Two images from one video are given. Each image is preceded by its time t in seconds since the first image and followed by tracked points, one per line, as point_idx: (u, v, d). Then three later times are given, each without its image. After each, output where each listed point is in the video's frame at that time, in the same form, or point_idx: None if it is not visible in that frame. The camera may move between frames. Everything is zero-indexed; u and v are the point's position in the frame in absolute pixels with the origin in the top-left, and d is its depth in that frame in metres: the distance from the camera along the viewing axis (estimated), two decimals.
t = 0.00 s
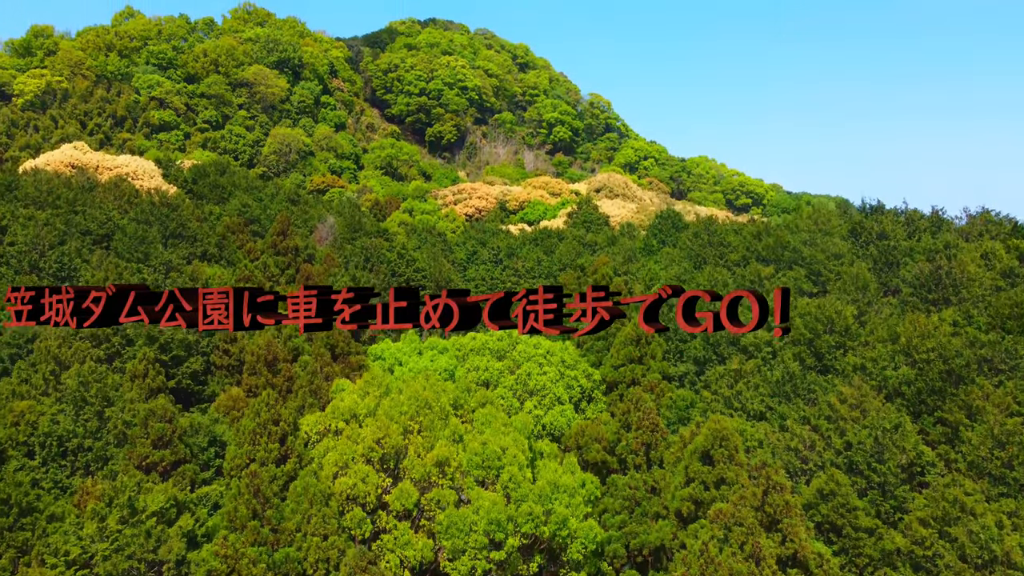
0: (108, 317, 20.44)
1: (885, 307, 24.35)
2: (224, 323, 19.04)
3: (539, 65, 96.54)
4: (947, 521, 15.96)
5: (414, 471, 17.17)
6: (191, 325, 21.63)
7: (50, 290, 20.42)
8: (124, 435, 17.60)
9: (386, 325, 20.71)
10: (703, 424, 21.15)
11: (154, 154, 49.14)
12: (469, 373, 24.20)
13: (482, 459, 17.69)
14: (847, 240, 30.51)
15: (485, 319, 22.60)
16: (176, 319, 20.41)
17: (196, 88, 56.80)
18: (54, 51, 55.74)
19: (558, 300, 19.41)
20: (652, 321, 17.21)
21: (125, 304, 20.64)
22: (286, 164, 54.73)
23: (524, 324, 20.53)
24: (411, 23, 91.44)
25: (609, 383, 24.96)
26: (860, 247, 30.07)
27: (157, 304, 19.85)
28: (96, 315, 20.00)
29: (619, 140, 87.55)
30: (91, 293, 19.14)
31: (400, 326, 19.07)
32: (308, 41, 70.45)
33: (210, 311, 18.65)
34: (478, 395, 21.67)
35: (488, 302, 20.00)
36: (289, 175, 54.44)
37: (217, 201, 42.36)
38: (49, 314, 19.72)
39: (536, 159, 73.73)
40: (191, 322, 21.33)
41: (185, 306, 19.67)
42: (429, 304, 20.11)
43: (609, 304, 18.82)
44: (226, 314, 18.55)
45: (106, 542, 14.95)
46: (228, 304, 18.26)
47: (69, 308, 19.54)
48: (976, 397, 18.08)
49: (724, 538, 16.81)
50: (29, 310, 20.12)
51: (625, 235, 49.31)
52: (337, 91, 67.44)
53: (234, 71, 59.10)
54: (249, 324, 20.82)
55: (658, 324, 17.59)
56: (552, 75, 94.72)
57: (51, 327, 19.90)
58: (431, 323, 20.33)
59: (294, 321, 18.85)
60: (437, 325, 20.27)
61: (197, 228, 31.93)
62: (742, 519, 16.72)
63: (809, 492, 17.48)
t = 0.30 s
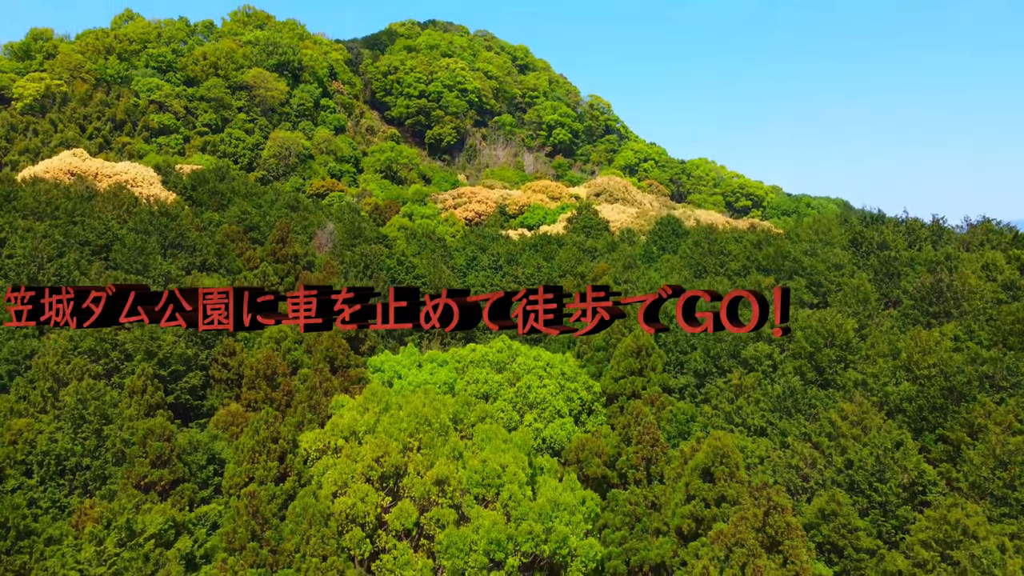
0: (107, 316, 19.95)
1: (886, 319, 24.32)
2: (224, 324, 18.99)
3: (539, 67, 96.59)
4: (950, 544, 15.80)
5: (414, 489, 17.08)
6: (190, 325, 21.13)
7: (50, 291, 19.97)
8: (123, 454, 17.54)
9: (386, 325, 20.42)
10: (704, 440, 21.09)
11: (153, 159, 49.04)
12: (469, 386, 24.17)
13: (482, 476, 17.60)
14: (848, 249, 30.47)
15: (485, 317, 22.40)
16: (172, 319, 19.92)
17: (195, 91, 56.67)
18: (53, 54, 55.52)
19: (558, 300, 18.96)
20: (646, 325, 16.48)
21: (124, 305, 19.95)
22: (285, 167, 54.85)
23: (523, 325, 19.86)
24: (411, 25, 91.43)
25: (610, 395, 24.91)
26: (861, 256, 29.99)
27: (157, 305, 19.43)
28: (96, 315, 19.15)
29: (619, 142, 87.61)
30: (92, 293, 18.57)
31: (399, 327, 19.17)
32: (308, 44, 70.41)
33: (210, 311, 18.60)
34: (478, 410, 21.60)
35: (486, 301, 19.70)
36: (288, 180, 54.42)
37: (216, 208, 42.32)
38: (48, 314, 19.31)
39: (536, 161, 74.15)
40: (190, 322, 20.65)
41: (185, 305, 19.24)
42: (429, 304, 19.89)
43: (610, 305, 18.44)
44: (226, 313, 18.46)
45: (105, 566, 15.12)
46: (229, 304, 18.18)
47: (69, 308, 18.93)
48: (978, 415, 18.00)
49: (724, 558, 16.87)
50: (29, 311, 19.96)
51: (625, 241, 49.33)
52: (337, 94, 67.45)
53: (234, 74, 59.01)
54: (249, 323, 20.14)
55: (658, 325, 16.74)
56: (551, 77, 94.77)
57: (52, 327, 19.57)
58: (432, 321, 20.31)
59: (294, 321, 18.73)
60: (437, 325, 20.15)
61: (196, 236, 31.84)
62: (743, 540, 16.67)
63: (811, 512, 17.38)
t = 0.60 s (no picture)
0: (107, 315, 20.87)
1: (886, 332, 24.29)
2: (224, 324, 18.95)
3: (538, 68, 96.61)
4: (952, 567, 15.74)
5: (413, 508, 17.02)
6: (190, 325, 22.24)
7: (48, 292, 20.72)
8: (121, 472, 17.58)
9: (385, 326, 20.41)
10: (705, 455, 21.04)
11: (153, 163, 48.94)
12: (469, 398, 24.13)
13: (482, 494, 17.55)
14: (849, 259, 30.42)
15: (485, 319, 22.52)
16: (174, 318, 20.78)
17: (195, 94, 56.52)
18: (52, 57, 55.33)
19: (558, 300, 19.03)
20: (646, 325, 16.80)
21: (123, 305, 20.67)
22: (286, 170, 54.97)
23: (523, 324, 19.93)
24: (411, 27, 91.38)
25: (610, 407, 24.85)
26: (862, 266, 29.95)
27: (156, 304, 20.07)
28: (95, 314, 19.95)
29: (619, 143, 87.70)
30: (91, 293, 19.26)
31: (400, 327, 19.46)
32: (307, 46, 70.36)
33: (210, 311, 18.51)
34: (478, 424, 21.53)
35: (486, 302, 19.69)
36: (288, 184, 54.41)
37: (216, 215, 42.28)
38: (49, 314, 19.96)
39: (536, 164, 74.71)
40: (188, 321, 21.82)
41: (184, 306, 19.90)
42: (429, 305, 20.06)
43: (610, 305, 18.43)
44: (226, 313, 18.44)
45: None
46: (228, 304, 18.16)
47: (70, 308, 19.61)
48: (980, 433, 17.96)
49: None
50: (29, 310, 20.74)
51: (625, 247, 49.33)
52: (337, 97, 67.42)
53: (234, 77, 58.95)
54: (249, 324, 20.68)
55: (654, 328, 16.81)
56: (551, 79, 94.76)
57: (51, 326, 20.46)
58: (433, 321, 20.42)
59: (294, 321, 18.57)
60: (437, 325, 20.32)
61: (196, 244, 31.70)
62: (744, 561, 16.70)
63: (812, 532, 17.35)
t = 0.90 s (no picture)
0: (107, 315, 21.89)
1: (887, 344, 24.27)
2: (224, 324, 19.52)
3: (538, 70, 96.64)
4: None
5: (413, 527, 17.02)
6: (189, 325, 22.70)
7: (49, 291, 21.42)
8: (120, 491, 17.53)
9: (384, 326, 21.02)
10: (705, 470, 21.05)
11: (152, 168, 48.85)
12: (469, 411, 24.10)
13: (481, 513, 17.54)
14: (849, 269, 30.36)
15: (484, 319, 23.03)
16: (174, 318, 21.70)
17: (195, 97, 56.48)
18: (51, 60, 55.20)
19: (558, 300, 19.19)
20: (648, 327, 17.19)
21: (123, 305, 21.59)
22: (285, 174, 54.96)
23: (523, 324, 20.13)
24: (411, 28, 91.39)
25: (610, 420, 24.81)
26: (863, 276, 29.94)
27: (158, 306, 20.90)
28: (96, 314, 20.97)
29: (619, 145, 87.73)
30: (92, 294, 20.15)
31: (400, 326, 20.20)
32: (307, 49, 70.35)
33: (210, 311, 19.07)
34: (478, 439, 21.49)
35: (486, 302, 20.16)
36: (288, 188, 54.37)
37: (215, 221, 42.25)
38: (50, 313, 20.80)
39: (536, 166, 74.64)
40: (187, 321, 22.41)
41: (185, 306, 20.88)
42: (430, 304, 20.62)
43: (609, 304, 18.68)
44: (226, 313, 18.99)
45: None
46: (228, 304, 18.70)
47: (70, 308, 20.53)
48: (981, 452, 17.94)
49: None
50: (29, 310, 21.24)
51: (625, 253, 49.32)
52: (336, 100, 67.39)
53: (233, 80, 58.94)
54: (249, 324, 21.44)
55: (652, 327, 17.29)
56: (551, 80, 94.76)
57: (51, 324, 21.23)
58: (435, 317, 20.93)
59: (294, 321, 19.09)
60: (437, 325, 20.86)
61: (195, 253, 31.64)
62: None
63: (813, 552, 17.33)
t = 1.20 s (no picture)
0: (107, 316, 21.84)
1: (889, 357, 24.20)
2: (224, 324, 19.57)
3: (538, 71, 96.62)
4: None
5: (414, 547, 16.99)
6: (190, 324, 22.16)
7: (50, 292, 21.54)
8: (119, 510, 17.45)
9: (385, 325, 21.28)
10: (706, 486, 21.00)
11: (152, 172, 48.76)
12: (469, 423, 24.04)
13: (482, 531, 17.49)
14: (849, 280, 30.29)
15: (482, 320, 23.82)
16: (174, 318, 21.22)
17: (194, 101, 56.39)
18: (50, 64, 55.11)
19: (558, 300, 19.32)
20: (646, 324, 17.57)
21: (124, 304, 21.40)
22: (285, 177, 54.93)
23: (523, 325, 20.26)
24: (411, 30, 91.29)
25: (610, 432, 24.85)
26: (863, 287, 29.93)
27: (157, 305, 20.67)
28: (94, 314, 20.84)
29: (619, 147, 87.72)
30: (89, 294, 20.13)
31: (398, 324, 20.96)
32: (307, 52, 70.29)
33: (210, 311, 19.15)
34: (478, 454, 21.43)
35: (486, 305, 20.95)
36: (288, 192, 54.33)
37: (214, 228, 42.18)
38: (50, 314, 20.93)
39: (535, 168, 74.81)
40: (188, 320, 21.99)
41: (184, 305, 20.58)
42: (430, 305, 21.32)
43: (610, 305, 18.79)
44: (226, 314, 19.08)
45: None
46: (228, 304, 18.80)
47: (70, 308, 20.54)
48: (982, 471, 17.91)
49: None
50: (29, 310, 21.42)
51: (625, 259, 49.29)
52: (336, 102, 67.30)
53: (233, 83, 58.87)
54: (249, 324, 20.96)
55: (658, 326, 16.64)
56: (550, 82, 94.65)
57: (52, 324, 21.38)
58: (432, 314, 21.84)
59: (295, 322, 19.17)
60: (437, 324, 21.63)
61: (195, 262, 31.57)
62: None
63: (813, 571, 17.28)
